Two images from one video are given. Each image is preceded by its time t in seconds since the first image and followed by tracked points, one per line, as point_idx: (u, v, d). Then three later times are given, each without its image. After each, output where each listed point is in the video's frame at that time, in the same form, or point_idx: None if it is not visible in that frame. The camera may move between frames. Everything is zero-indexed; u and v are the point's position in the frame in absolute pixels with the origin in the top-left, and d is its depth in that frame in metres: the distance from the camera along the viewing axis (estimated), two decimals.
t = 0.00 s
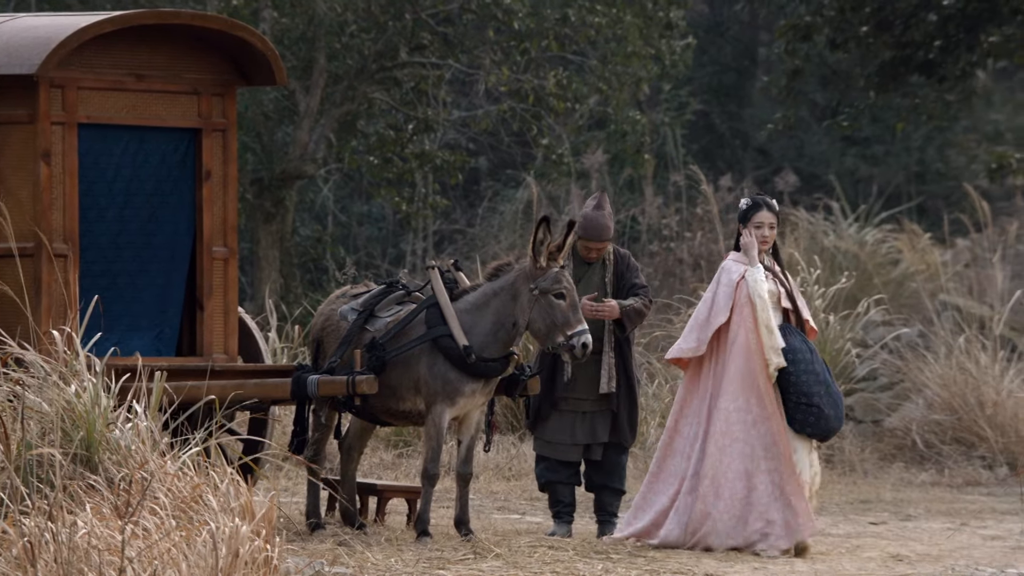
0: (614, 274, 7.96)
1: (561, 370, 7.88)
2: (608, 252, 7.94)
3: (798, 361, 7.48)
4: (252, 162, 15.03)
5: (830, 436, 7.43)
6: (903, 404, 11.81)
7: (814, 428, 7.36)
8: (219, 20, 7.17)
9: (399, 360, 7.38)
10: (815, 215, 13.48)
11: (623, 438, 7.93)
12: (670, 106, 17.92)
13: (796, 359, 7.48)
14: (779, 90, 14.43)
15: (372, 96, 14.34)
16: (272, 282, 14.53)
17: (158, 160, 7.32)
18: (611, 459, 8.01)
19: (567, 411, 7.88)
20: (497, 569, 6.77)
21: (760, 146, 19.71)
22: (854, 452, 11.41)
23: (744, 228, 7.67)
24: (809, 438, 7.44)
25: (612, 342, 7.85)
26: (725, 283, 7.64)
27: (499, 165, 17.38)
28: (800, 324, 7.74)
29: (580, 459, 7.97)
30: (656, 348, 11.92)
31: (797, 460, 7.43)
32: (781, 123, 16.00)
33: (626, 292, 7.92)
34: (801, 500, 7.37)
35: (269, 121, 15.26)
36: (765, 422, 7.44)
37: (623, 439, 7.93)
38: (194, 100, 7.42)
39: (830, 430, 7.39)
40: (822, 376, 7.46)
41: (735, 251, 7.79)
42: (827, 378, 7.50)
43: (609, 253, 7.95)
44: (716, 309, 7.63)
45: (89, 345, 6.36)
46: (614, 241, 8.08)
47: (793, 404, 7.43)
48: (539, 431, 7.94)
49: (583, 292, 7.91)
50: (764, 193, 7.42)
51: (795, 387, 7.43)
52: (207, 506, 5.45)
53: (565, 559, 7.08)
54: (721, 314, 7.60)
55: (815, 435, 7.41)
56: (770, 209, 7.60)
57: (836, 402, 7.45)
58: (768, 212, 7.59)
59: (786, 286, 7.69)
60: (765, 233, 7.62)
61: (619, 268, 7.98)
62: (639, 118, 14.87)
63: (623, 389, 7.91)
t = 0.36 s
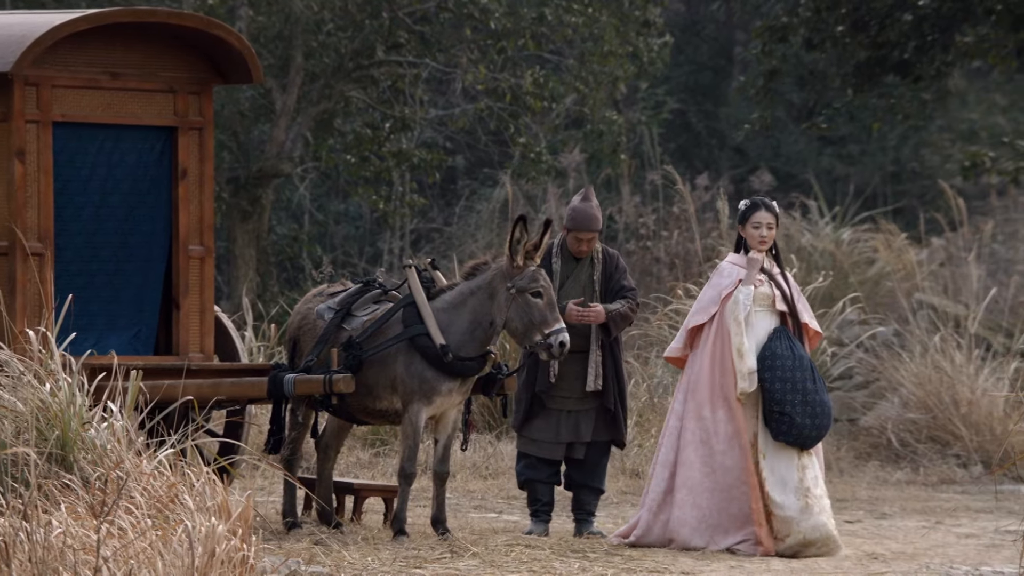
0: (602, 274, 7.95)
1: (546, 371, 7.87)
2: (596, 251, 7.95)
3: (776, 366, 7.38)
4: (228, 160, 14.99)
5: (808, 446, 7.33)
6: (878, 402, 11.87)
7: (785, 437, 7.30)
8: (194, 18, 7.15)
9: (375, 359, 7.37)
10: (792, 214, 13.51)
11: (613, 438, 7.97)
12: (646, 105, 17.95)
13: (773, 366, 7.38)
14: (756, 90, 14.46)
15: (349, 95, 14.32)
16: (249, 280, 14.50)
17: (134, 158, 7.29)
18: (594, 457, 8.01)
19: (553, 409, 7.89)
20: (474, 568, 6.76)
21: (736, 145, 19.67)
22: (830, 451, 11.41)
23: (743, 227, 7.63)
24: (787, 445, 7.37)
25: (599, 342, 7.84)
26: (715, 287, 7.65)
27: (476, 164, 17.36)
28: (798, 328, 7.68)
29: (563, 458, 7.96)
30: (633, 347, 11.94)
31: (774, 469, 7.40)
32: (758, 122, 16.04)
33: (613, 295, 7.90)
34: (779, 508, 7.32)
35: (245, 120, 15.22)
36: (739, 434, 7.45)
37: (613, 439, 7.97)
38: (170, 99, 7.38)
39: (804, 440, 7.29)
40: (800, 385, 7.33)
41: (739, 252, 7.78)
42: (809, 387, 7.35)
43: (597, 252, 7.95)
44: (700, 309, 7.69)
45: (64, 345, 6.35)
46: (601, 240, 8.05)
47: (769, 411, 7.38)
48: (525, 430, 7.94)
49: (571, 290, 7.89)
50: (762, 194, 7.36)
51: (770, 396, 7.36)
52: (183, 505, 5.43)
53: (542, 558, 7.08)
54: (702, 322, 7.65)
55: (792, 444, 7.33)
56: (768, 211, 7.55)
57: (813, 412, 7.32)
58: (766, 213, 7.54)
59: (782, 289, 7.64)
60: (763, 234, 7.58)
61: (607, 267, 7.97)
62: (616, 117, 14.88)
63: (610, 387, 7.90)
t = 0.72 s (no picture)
0: (584, 271, 7.95)
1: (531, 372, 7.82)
2: (577, 248, 7.94)
3: (788, 364, 7.32)
4: (204, 158, 14.95)
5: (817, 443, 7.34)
6: (854, 400, 11.92)
7: (796, 434, 7.29)
8: (170, 14, 7.09)
9: (352, 357, 7.35)
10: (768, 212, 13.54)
11: (601, 436, 7.99)
12: (623, 103, 17.98)
13: (784, 365, 7.32)
14: (733, 89, 14.50)
15: (326, 93, 14.30)
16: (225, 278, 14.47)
17: (110, 156, 7.25)
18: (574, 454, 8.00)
19: (536, 407, 7.87)
20: (451, 566, 6.76)
21: (712, 143, 19.72)
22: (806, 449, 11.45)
23: (747, 225, 7.62)
24: (796, 442, 7.37)
25: (583, 339, 7.82)
26: (722, 285, 7.57)
27: (453, 162, 17.35)
28: (808, 323, 7.62)
29: (542, 456, 7.96)
30: (610, 345, 11.95)
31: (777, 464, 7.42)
32: (734, 120, 16.07)
33: (595, 292, 7.90)
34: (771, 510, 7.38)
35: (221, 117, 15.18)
36: (737, 432, 7.39)
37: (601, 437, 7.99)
38: (146, 96, 7.34)
39: (814, 438, 7.31)
40: (813, 383, 7.30)
41: (744, 250, 7.73)
42: (821, 385, 7.34)
43: (579, 249, 7.95)
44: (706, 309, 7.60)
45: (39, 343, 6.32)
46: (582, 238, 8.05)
47: (779, 409, 7.35)
48: (506, 429, 7.91)
49: (553, 287, 7.89)
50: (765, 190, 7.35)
51: (779, 394, 7.32)
52: (158, 504, 5.41)
53: (518, 556, 7.08)
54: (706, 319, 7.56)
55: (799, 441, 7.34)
56: (773, 208, 7.51)
57: (824, 409, 7.32)
58: (770, 210, 7.52)
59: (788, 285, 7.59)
60: (768, 231, 7.56)
61: (588, 264, 7.97)
62: (593, 115, 14.88)
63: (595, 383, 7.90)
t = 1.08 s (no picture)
0: (558, 267, 7.95)
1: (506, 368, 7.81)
2: (552, 243, 7.94)
3: (789, 362, 7.38)
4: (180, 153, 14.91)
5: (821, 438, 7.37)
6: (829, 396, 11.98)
7: (796, 431, 7.34)
8: (143, 9, 7.03)
9: (329, 353, 7.33)
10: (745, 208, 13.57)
11: (571, 432, 7.98)
12: (600, 99, 17.99)
13: (787, 362, 7.37)
14: (709, 84, 14.50)
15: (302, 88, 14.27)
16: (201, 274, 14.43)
17: (86, 152, 7.22)
18: (550, 450, 8.00)
19: (513, 403, 7.87)
20: (427, 562, 6.76)
21: (688, 139, 19.75)
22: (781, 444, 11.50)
23: (748, 220, 7.64)
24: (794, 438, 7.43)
25: (559, 339, 7.81)
26: (723, 283, 7.63)
27: (430, 158, 17.33)
28: (810, 318, 7.64)
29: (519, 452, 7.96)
30: (586, 341, 11.96)
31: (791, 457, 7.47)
32: (710, 116, 16.10)
33: (570, 290, 7.90)
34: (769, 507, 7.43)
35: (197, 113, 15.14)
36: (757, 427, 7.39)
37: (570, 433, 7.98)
38: (121, 91, 7.30)
39: (819, 433, 7.33)
40: (813, 378, 7.33)
41: (745, 245, 7.76)
42: (822, 381, 7.36)
43: (554, 245, 7.94)
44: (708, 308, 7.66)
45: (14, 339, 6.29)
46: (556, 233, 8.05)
47: (781, 406, 7.40)
48: (482, 425, 7.92)
49: (527, 283, 7.89)
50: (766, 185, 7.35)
51: (781, 390, 7.38)
52: (134, 500, 5.39)
53: (495, 551, 7.08)
54: (708, 317, 7.62)
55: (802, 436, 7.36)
56: (773, 202, 7.52)
57: (825, 404, 7.33)
58: (770, 205, 7.52)
59: (789, 279, 7.60)
60: (769, 226, 7.57)
61: (563, 260, 7.98)
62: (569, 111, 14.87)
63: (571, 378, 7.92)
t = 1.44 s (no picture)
0: (533, 264, 7.96)
1: (471, 367, 7.82)
2: (526, 241, 7.95)
3: (779, 363, 7.43)
4: (156, 150, 14.87)
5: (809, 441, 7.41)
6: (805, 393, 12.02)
7: (783, 432, 7.37)
8: (120, 6, 7.00)
9: (306, 351, 7.32)
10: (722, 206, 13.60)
11: (545, 432, 7.97)
12: (577, 97, 18.00)
13: (777, 363, 7.42)
14: (686, 82, 14.51)
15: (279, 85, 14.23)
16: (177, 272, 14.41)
17: (61, 150, 7.18)
18: (525, 448, 8.01)
19: (487, 401, 7.86)
20: (404, 560, 6.76)
21: (666, 137, 19.78)
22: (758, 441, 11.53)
23: (741, 218, 7.66)
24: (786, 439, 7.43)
25: (530, 339, 7.85)
26: (718, 280, 7.62)
27: (407, 156, 17.31)
28: (800, 318, 7.68)
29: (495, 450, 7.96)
30: (563, 339, 11.96)
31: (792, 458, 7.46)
32: (688, 113, 16.13)
33: (544, 289, 7.91)
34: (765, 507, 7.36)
35: (173, 109, 15.09)
36: (747, 428, 7.43)
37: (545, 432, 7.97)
38: (97, 88, 7.26)
39: (806, 437, 7.36)
40: (802, 381, 7.39)
41: (739, 242, 7.78)
42: (811, 383, 7.40)
43: (528, 242, 7.95)
44: (703, 305, 7.65)
45: None
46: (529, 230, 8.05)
47: (769, 407, 7.46)
48: (458, 423, 7.89)
49: (502, 280, 7.89)
50: (759, 183, 7.39)
51: (770, 392, 7.43)
52: (110, 498, 5.38)
53: (473, 549, 7.08)
54: (704, 313, 7.60)
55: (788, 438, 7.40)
56: (766, 201, 7.54)
57: (814, 408, 7.37)
58: (763, 204, 7.55)
59: (781, 278, 7.63)
60: (761, 224, 7.59)
61: (537, 257, 7.99)
62: (547, 109, 14.86)
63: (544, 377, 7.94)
